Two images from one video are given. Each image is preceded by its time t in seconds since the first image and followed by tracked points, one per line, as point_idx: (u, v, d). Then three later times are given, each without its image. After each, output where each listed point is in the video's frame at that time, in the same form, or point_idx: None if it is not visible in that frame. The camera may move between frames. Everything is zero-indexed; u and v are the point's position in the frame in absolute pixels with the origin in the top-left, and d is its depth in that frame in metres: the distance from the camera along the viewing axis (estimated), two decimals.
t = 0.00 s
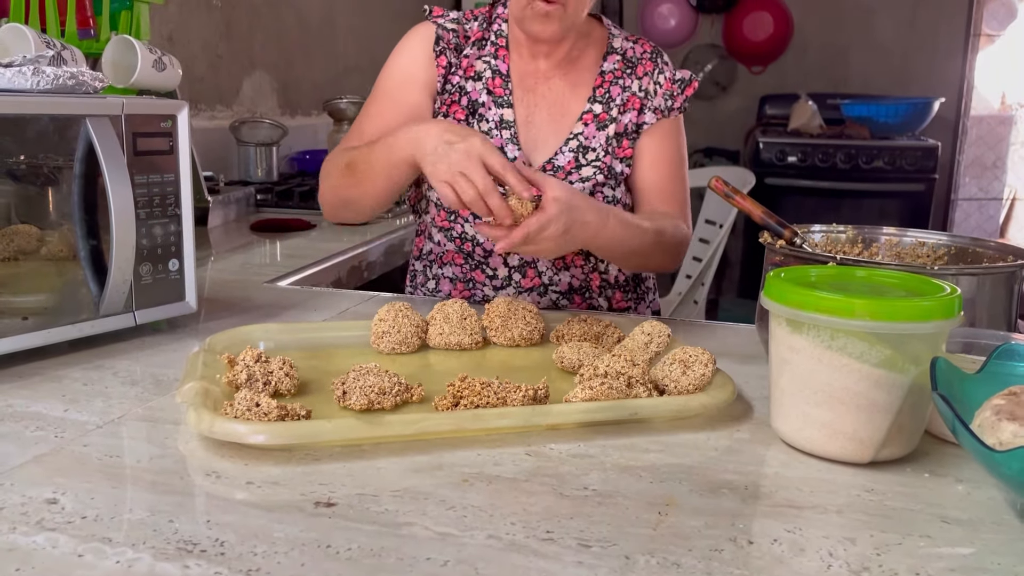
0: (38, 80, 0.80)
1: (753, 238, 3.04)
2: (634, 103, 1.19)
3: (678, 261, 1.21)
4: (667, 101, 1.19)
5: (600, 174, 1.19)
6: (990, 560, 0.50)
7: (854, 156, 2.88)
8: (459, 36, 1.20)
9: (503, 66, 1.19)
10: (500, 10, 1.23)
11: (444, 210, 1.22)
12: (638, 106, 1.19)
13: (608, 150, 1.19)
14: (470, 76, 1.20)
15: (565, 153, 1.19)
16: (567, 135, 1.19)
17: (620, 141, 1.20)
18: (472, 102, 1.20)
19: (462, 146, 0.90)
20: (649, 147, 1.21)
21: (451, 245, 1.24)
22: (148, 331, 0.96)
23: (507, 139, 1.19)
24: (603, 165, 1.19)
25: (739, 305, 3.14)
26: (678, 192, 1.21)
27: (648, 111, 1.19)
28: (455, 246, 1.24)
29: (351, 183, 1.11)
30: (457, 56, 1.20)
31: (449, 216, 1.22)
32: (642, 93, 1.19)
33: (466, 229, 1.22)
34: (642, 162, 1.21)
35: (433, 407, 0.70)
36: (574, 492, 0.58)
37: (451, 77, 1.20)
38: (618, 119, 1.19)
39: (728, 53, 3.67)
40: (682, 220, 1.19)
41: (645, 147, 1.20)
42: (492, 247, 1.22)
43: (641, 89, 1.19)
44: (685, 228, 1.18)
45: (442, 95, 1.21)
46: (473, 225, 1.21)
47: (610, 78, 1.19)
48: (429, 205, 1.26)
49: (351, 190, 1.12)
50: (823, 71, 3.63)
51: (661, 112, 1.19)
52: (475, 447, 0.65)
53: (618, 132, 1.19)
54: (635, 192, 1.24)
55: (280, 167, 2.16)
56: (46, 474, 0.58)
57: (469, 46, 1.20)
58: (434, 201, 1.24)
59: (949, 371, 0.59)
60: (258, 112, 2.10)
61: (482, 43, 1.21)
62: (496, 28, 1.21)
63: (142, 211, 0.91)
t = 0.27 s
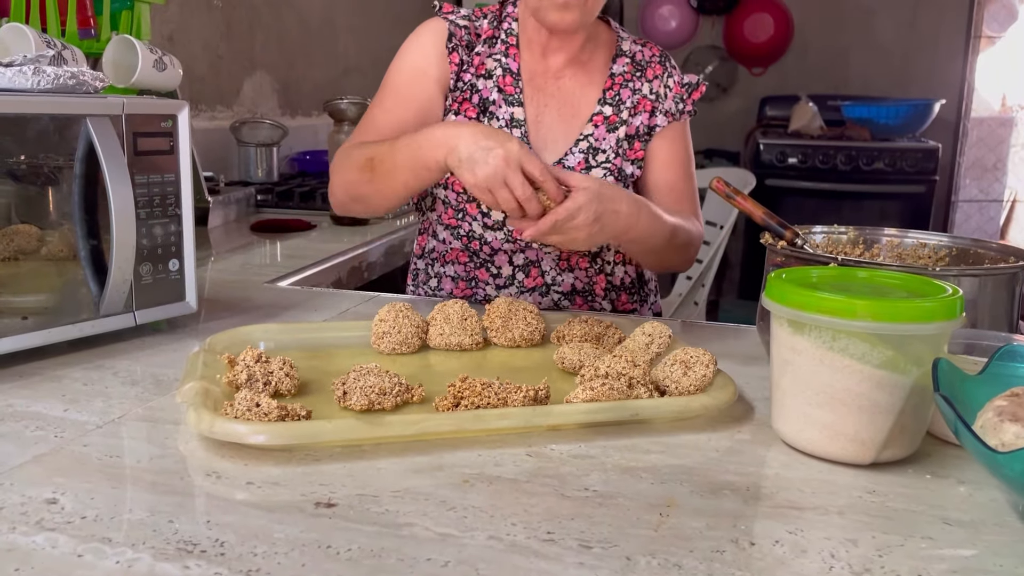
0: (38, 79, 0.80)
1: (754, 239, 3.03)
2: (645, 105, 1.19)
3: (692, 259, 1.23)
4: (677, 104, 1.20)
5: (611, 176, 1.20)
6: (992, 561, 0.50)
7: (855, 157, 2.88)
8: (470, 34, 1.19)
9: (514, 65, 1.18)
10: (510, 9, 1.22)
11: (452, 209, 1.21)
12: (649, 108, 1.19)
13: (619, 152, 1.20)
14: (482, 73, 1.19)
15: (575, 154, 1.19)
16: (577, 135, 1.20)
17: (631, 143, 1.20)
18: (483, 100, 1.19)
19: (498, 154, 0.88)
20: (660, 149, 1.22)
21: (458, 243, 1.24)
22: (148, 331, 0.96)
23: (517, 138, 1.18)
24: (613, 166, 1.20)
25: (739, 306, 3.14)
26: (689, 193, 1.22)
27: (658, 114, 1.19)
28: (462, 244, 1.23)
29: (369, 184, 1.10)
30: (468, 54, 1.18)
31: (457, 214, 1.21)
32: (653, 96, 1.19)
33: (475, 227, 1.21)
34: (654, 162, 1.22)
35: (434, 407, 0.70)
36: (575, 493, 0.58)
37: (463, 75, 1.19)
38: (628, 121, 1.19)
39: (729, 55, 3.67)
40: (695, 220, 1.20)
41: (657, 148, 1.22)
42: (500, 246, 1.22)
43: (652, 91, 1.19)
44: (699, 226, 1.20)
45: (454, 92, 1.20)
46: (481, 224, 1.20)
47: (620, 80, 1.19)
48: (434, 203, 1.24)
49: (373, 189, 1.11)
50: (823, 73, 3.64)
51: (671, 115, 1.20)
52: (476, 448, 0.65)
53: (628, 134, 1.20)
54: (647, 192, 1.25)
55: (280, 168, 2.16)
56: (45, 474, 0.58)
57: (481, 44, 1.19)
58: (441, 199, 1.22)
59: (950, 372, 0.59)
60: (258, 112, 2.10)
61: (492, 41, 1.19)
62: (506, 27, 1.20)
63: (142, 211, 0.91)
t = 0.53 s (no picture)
0: (39, 79, 0.80)
1: (755, 240, 3.03)
2: (652, 107, 1.19)
3: (694, 264, 1.22)
4: (684, 106, 1.20)
5: (619, 176, 1.20)
6: (994, 563, 0.50)
7: (855, 158, 2.88)
8: (478, 33, 1.19)
9: (523, 64, 1.18)
10: (517, 8, 1.22)
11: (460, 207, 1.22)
12: (656, 110, 1.19)
13: (627, 152, 1.20)
14: (490, 72, 1.18)
15: (583, 153, 1.19)
16: (584, 135, 1.20)
17: (639, 144, 1.20)
18: (491, 99, 1.19)
19: (489, 180, 0.88)
20: (666, 149, 1.22)
21: (465, 242, 1.23)
22: (148, 331, 0.96)
23: (525, 137, 1.18)
24: (621, 167, 1.20)
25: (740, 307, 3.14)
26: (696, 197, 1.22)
27: (666, 115, 1.20)
28: (469, 243, 1.23)
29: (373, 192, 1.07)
30: (476, 52, 1.18)
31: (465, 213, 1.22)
32: (661, 97, 1.19)
33: (482, 226, 1.21)
34: (660, 164, 1.23)
35: (435, 408, 0.70)
36: (576, 494, 0.57)
37: (471, 74, 1.19)
38: (636, 122, 1.19)
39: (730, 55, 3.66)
40: (700, 223, 1.20)
41: (663, 149, 1.22)
42: (506, 245, 1.22)
43: (660, 93, 1.20)
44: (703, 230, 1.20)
45: (462, 91, 1.19)
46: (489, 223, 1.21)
47: (628, 81, 1.19)
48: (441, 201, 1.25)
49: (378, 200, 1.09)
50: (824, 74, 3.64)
51: (677, 117, 1.20)
52: (477, 449, 0.65)
53: (636, 135, 1.20)
54: (651, 194, 1.25)
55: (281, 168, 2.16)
56: (45, 474, 0.58)
57: (489, 43, 1.19)
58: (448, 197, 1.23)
59: (951, 373, 0.59)
60: (259, 112, 2.09)
61: (501, 39, 1.20)
62: (514, 26, 1.21)
63: (143, 211, 0.91)
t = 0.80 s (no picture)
0: (39, 77, 0.80)
1: (755, 240, 3.03)
2: (655, 107, 1.19)
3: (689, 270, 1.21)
4: (687, 107, 1.20)
5: (620, 177, 1.19)
6: (995, 563, 0.50)
7: (856, 158, 2.88)
8: (480, 34, 1.19)
9: (525, 64, 1.18)
10: (520, 8, 1.23)
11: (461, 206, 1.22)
12: (659, 111, 1.19)
13: (629, 153, 1.20)
14: (492, 72, 1.18)
15: (585, 153, 1.18)
16: (587, 134, 1.19)
17: (640, 145, 1.20)
18: (493, 99, 1.19)
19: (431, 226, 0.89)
20: (668, 150, 1.22)
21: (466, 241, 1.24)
22: (149, 329, 0.96)
23: (527, 136, 1.18)
24: (623, 167, 1.19)
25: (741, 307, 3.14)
26: (693, 201, 1.21)
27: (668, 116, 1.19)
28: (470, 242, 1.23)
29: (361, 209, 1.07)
30: (478, 53, 1.18)
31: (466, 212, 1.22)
32: (663, 99, 1.19)
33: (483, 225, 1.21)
34: (660, 165, 1.22)
35: (435, 406, 0.70)
36: (577, 493, 0.57)
37: (473, 74, 1.18)
38: (639, 122, 1.19)
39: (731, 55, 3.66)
40: (696, 227, 1.19)
41: (664, 150, 1.22)
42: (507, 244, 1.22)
43: (662, 94, 1.19)
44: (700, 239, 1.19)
45: (463, 92, 1.19)
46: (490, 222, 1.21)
47: (632, 80, 1.19)
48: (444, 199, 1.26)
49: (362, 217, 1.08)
50: (825, 74, 3.63)
51: (680, 118, 1.20)
52: (478, 447, 0.65)
53: (639, 135, 1.19)
54: (651, 195, 1.25)
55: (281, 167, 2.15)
56: (45, 472, 0.58)
57: (491, 43, 1.19)
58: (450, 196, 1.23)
59: (953, 372, 0.59)
60: (259, 111, 2.09)
61: (503, 40, 1.20)
62: (516, 26, 1.21)
63: (144, 209, 0.90)
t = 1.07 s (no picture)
0: (40, 72, 0.80)
1: (756, 239, 3.03)
2: (654, 105, 1.19)
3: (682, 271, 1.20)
4: (687, 105, 1.20)
5: (619, 174, 1.18)
6: (1000, 560, 0.50)
7: (857, 158, 2.88)
8: (480, 32, 1.20)
9: (525, 62, 1.18)
10: (520, 7, 1.23)
11: (461, 205, 1.22)
12: (658, 108, 1.19)
13: (628, 150, 1.19)
14: (492, 71, 1.19)
15: (584, 151, 1.18)
16: (586, 133, 1.19)
17: (639, 142, 1.20)
18: (493, 96, 1.19)
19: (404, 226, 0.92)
20: (664, 150, 1.21)
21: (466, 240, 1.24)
22: (149, 326, 0.95)
23: (526, 134, 1.17)
24: (622, 165, 1.19)
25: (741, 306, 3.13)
26: (688, 202, 1.21)
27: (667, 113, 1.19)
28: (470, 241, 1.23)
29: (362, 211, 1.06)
30: (478, 52, 1.19)
31: (465, 211, 1.22)
32: (662, 96, 1.19)
33: (482, 224, 1.21)
34: (656, 165, 1.22)
35: (437, 403, 0.70)
36: (579, 490, 0.57)
37: (473, 73, 1.18)
38: (638, 119, 1.19)
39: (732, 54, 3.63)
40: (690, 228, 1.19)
41: (661, 149, 1.21)
42: (507, 243, 1.21)
43: (661, 91, 1.19)
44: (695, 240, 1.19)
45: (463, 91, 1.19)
46: (489, 221, 1.20)
47: (632, 77, 1.19)
48: (444, 198, 1.25)
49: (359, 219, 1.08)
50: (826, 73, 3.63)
51: (679, 115, 1.20)
52: (480, 444, 0.65)
53: (638, 133, 1.19)
54: (645, 195, 1.24)
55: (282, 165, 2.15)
56: (45, 468, 0.58)
57: (491, 42, 1.20)
58: (450, 195, 1.23)
59: (957, 369, 0.59)
60: (260, 109, 2.09)
61: (503, 38, 1.20)
62: (516, 24, 1.21)
63: (144, 206, 0.90)
